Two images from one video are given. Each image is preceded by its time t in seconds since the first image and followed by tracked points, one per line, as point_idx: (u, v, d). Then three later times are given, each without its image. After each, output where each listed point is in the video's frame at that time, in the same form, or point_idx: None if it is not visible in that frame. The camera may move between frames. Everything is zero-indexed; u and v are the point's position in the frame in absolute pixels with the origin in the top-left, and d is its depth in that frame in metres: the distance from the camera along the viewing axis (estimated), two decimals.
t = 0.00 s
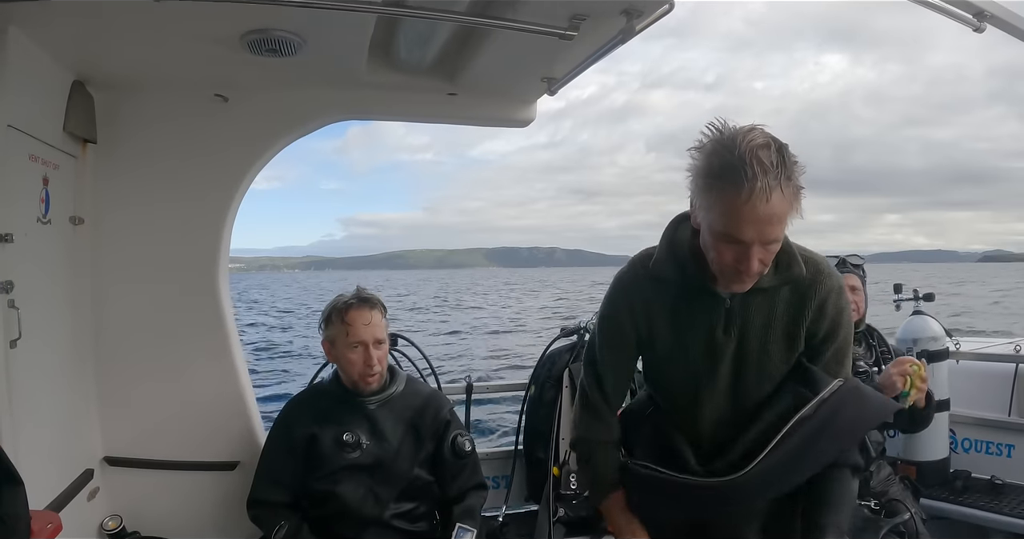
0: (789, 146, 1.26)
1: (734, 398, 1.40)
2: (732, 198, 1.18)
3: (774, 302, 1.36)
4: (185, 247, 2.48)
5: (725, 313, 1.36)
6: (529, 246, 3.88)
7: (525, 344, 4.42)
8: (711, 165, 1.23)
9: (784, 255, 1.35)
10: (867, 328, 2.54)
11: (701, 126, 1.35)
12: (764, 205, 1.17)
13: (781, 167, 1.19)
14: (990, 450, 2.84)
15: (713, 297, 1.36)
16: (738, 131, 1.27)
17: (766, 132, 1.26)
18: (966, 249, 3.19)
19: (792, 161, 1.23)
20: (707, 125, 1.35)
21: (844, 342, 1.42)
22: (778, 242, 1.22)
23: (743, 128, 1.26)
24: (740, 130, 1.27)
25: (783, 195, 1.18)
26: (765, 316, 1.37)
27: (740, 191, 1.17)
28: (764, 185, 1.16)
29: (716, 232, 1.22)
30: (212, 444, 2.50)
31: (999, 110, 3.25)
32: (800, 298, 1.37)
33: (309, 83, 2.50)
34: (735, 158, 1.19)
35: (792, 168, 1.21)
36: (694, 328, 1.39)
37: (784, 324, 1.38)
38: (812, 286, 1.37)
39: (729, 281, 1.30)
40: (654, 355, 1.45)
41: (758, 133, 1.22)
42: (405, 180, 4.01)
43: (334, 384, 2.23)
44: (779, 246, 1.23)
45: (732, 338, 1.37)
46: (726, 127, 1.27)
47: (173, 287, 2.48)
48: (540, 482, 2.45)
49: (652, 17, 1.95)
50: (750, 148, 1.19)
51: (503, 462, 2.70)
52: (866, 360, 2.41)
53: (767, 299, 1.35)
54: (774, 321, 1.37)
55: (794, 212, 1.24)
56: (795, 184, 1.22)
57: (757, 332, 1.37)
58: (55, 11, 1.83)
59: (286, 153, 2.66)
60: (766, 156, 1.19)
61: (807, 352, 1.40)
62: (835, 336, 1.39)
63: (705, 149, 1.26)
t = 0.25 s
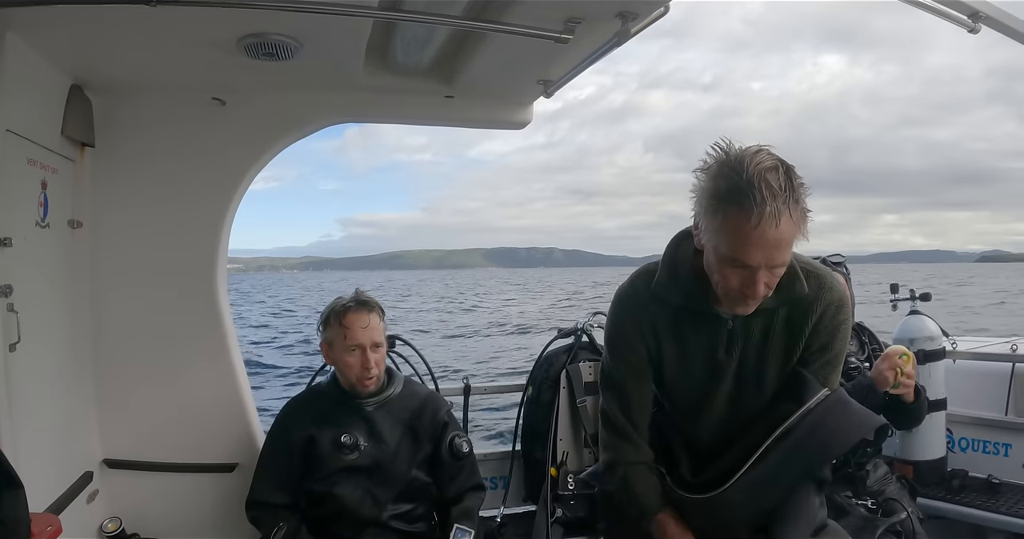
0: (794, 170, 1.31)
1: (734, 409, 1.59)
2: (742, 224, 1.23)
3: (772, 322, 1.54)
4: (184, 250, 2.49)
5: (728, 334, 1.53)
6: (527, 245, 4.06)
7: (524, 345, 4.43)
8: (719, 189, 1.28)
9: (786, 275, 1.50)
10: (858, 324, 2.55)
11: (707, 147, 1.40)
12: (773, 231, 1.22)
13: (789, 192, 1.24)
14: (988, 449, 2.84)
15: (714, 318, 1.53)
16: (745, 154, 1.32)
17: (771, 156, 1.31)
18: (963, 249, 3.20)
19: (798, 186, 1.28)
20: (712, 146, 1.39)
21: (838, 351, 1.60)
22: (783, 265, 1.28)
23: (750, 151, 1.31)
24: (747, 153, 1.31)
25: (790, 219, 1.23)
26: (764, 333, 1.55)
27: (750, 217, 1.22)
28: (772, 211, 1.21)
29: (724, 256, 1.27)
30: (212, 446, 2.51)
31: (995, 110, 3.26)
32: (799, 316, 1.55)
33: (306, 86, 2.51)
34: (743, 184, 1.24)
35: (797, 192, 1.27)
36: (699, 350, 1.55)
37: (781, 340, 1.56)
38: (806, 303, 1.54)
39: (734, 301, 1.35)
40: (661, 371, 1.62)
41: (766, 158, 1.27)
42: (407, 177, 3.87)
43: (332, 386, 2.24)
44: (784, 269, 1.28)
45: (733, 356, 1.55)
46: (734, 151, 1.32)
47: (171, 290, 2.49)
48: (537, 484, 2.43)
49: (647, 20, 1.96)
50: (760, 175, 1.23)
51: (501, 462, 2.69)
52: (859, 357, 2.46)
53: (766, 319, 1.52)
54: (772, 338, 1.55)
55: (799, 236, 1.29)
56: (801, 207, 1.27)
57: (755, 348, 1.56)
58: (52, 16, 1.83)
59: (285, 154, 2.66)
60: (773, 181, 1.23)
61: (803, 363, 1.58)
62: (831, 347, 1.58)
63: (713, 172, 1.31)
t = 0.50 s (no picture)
0: (804, 178, 1.31)
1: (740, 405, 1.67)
2: (747, 236, 1.24)
3: (779, 326, 1.57)
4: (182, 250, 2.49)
5: (734, 338, 1.58)
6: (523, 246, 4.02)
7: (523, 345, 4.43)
8: (726, 198, 1.28)
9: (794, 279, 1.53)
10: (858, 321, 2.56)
11: (717, 154, 1.40)
12: (778, 243, 1.22)
13: (797, 203, 1.24)
14: (986, 447, 2.85)
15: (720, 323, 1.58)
16: (754, 162, 1.31)
17: (781, 164, 1.31)
18: (960, 249, 3.21)
19: (807, 195, 1.27)
20: (722, 152, 1.39)
21: (844, 353, 1.63)
22: (790, 276, 1.28)
23: (759, 159, 1.31)
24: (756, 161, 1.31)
25: (797, 230, 1.23)
26: (770, 336, 1.59)
27: (756, 229, 1.23)
28: (779, 222, 1.22)
29: (729, 266, 1.28)
30: (211, 446, 2.50)
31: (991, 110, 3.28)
32: (806, 320, 1.57)
33: (304, 85, 2.50)
34: (750, 195, 1.25)
35: (806, 202, 1.26)
36: (706, 352, 1.61)
37: (787, 342, 1.60)
38: (815, 307, 1.57)
39: (740, 310, 1.37)
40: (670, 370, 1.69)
41: (775, 167, 1.27)
42: (406, 180, 3.83)
43: (331, 386, 2.23)
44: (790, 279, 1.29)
45: (739, 359, 1.60)
46: (743, 159, 1.32)
47: (170, 290, 2.48)
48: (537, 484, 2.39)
49: (646, 19, 1.96)
50: (767, 186, 1.23)
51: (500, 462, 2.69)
52: (857, 354, 2.52)
53: (772, 324, 1.56)
54: (779, 341, 1.59)
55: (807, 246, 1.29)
56: (809, 218, 1.27)
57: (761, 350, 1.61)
58: (49, 15, 1.83)
59: (284, 153, 2.66)
60: (781, 192, 1.23)
61: (809, 364, 1.63)
62: (836, 349, 1.61)
63: (721, 180, 1.31)
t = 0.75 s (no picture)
0: (800, 186, 1.28)
1: (744, 407, 1.68)
2: (734, 248, 1.23)
3: (780, 325, 1.59)
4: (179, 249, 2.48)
5: (736, 339, 1.60)
6: (517, 247, 3.96)
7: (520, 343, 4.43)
8: (717, 207, 1.27)
9: (795, 275, 1.51)
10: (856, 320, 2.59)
11: (714, 158, 1.38)
12: (764, 255, 1.21)
13: (787, 214, 1.22)
14: (984, 444, 2.85)
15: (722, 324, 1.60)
16: (748, 169, 1.29)
17: (776, 171, 1.28)
18: (956, 248, 3.22)
19: (801, 205, 1.25)
20: (719, 156, 1.37)
21: (845, 349, 1.65)
22: (781, 285, 1.27)
23: (753, 167, 1.28)
24: (750, 168, 1.29)
25: (787, 241, 1.21)
26: (772, 335, 1.60)
27: (741, 242, 1.21)
28: (766, 234, 1.20)
29: (720, 275, 1.28)
30: (209, 446, 2.50)
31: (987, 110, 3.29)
32: (807, 316, 1.59)
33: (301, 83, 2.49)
34: (739, 205, 1.23)
35: (798, 212, 1.24)
36: (710, 355, 1.62)
37: (789, 341, 1.62)
38: (814, 303, 1.59)
39: (734, 316, 1.37)
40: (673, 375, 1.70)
41: (767, 176, 1.25)
42: (398, 178, 3.78)
43: (329, 385, 2.23)
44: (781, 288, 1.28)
45: (742, 360, 1.62)
46: (736, 166, 1.30)
47: (167, 289, 2.47)
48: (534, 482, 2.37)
49: (646, 17, 1.95)
50: (755, 197, 1.21)
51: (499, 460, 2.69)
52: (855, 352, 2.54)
53: (774, 323, 1.58)
54: (781, 340, 1.61)
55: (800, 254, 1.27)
56: (801, 227, 1.24)
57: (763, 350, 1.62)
58: (46, 12, 1.82)
59: (281, 151, 2.65)
60: (771, 203, 1.21)
61: (811, 362, 1.64)
62: (838, 345, 1.63)
63: (714, 188, 1.30)
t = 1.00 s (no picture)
0: (768, 188, 1.29)
1: (727, 407, 1.70)
2: (699, 255, 1.26)
3: (757, 324, 1.62)
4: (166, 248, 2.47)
5: (715, 341, 1.63)
6: (504, 247, 3.68)
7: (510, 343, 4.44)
8: (684, 213, 1.30)
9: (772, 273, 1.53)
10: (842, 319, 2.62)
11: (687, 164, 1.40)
12: (728, 261, 1.24)
13: (751, 218, 1.24)
14: (969, 442, 2.85)
15: (698, 326, 1.64)
16: (716, 173, 1.31)
17: (743, 174, 1.30)
18: (941, 249, 3.24)
19: (767, 208, 1.26)
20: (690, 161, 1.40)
21: (826, 344, 1.66)
22: (749, 288, 1.30)
23: (720, 171, 1.30)
24: (718, 172, 1.31)
25: (751, 246, 1.24)
26: (750, 335, 1.63)
27: (706, 249, 1.25)
28: (730, 239, 1.22)
29: (689, 280, 1.32)
30: (195, 445, 2.49)
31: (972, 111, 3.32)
32: (784, 314, 1.61)
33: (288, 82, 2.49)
34: (704, 210, 1.26)
35: (764, 215, 1.26)
36: (690, 357, 1.65)
37: (768, 339, 1.64)
38: (793, 299, 1.60)
39: (708, 319, 1.40)
40: (654, 378, 1.73)
41: (732, 181, 1.27)
42: (385, 179, 3.70)
43: (315, 385, 2.22)
44: (751, 291, 1.31)
45: (722, 361, 1.64)
46: (704, 171, 1.32)
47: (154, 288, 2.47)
48: (519, 481, 2.36)
49: (630, 17, 1.96)
50: (718, 205, 1.24)
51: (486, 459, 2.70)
52: (841, 352, 2.54)
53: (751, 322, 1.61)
54: (759, 339, 1.63)
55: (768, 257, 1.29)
56: (768, 231, 1.26)
57: (743, 350, 1.65)
58: (31, 10, 1.81)
59: (267, 150, 2.65)
60: (734, 208, 1.23)
61: (793, 359, 1.66)
62: (818, 340, 1.64)
63: (682, 193, 1.33)
